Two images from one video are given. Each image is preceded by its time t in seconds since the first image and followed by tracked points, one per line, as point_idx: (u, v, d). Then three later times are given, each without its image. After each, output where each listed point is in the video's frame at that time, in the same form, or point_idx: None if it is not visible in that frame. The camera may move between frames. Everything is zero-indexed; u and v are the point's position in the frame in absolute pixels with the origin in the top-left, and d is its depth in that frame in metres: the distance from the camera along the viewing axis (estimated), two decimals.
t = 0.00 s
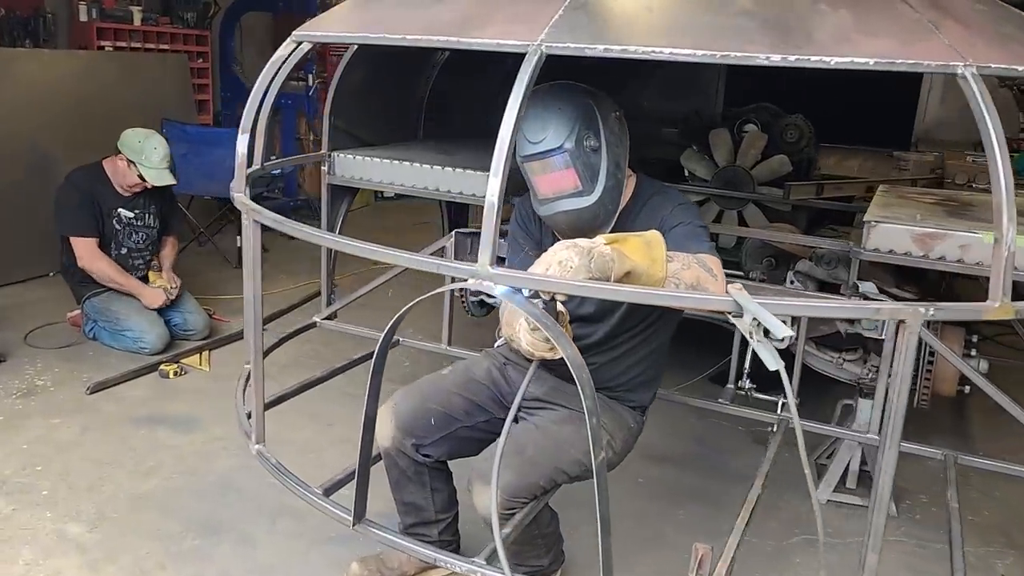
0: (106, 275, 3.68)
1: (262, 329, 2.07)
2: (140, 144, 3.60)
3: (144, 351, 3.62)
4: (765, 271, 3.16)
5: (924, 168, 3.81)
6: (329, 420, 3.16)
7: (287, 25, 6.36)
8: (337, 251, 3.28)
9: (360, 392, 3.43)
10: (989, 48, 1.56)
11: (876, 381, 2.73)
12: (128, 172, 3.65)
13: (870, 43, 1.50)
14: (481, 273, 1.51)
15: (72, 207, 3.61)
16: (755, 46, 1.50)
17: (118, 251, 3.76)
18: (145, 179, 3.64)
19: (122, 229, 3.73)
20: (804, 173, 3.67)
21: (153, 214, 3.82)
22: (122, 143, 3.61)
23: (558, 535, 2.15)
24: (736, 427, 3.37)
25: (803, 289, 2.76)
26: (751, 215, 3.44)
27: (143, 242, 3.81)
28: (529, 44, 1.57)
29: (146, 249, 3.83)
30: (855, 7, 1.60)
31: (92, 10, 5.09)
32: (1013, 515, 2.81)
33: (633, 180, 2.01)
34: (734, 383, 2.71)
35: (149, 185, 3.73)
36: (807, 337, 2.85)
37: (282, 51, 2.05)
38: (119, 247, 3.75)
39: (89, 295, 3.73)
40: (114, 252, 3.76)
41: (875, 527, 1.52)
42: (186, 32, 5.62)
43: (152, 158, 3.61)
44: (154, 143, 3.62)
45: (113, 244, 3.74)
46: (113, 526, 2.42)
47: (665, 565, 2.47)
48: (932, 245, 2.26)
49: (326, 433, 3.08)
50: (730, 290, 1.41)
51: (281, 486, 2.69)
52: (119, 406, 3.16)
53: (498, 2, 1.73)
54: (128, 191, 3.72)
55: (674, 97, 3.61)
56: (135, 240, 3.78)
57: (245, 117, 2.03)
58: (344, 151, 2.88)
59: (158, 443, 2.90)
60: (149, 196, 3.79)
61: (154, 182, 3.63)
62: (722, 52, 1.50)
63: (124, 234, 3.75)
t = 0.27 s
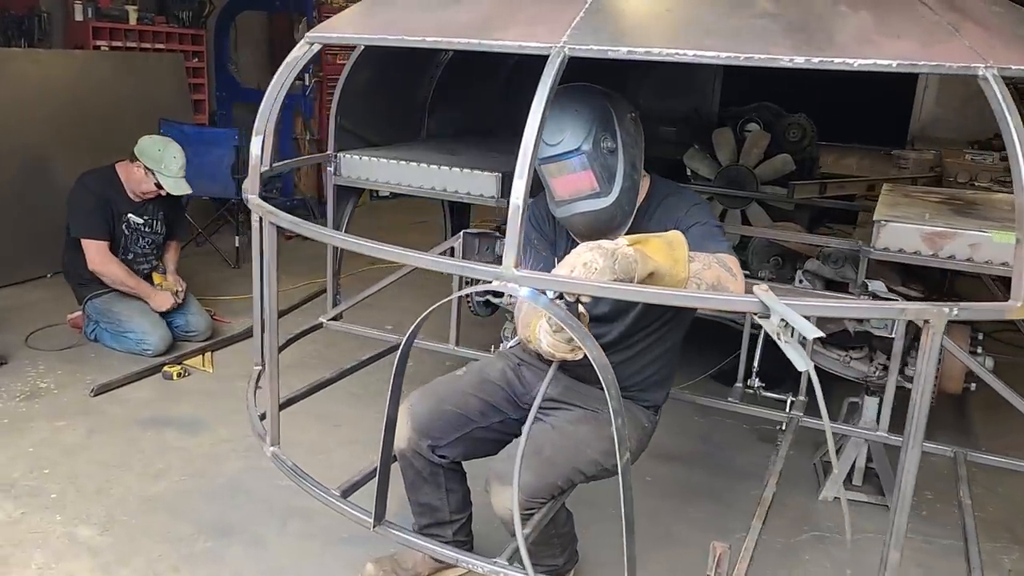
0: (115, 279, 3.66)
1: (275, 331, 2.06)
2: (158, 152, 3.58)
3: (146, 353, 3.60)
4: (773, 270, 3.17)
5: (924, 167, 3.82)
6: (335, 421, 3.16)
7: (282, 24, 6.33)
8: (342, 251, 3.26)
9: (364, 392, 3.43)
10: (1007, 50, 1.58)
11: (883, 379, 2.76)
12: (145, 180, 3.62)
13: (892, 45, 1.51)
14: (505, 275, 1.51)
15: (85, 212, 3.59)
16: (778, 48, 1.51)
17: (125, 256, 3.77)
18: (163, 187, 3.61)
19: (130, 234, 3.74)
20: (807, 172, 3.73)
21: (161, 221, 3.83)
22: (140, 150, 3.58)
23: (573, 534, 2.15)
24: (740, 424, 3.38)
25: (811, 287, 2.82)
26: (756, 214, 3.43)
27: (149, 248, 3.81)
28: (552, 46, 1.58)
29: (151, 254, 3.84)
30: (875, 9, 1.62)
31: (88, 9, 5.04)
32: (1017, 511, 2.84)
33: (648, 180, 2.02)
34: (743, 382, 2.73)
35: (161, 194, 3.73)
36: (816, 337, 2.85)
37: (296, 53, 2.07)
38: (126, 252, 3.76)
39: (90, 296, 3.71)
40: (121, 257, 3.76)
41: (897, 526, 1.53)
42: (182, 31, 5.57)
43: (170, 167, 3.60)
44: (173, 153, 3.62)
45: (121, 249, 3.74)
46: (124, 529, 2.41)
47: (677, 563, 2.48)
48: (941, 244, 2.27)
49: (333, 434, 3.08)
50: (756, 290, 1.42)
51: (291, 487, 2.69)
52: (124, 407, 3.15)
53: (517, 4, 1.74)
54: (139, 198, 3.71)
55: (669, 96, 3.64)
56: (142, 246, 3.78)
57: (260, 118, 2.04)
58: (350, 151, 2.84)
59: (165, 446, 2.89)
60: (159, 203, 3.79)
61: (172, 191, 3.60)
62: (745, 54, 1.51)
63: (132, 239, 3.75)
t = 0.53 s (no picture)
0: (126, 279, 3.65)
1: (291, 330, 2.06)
2: (175, 162, 3.60)
3: (151, 353, 3.61)
4: (779, 269, 3.21)
5: (923, 165, 3.81)
6: (343, 420, 3.17)
7: (280, 24, 6.42)
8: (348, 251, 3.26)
9: (371, 392, 3.44)
10: (1020, 50, 1.60)
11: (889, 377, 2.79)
12: (160, 188, 3.64)
13: (907, 45, 1.54)
14: (527, 273, 1.52)
15: (100, 212, 3.59)
16: (796, 48, 1.53)
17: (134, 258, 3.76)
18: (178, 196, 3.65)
19: (140, 237, 3.73)
20: (810, 171, 3.76)
21: (170, 225, 3.83)
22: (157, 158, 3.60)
23: (586, 531, 2.18)
24: (745, 422, 3.40)
25: (817, 285, 2.85)
26: (759, 212, 3.47)
27: (157, 250, 3.81)
28: (571, 47, 1.59)
29: (159, 256, 3.85)
30: (889, 10, 1.65)
31: (87, 9, 5.01)
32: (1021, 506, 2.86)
33: (661, 178, 2.04)
34: (750, 379, 2.76)
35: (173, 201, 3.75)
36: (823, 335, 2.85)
37: (311, 54, 2.08)
38: (135, 254, 3.75)
39: (94, 296, 3.71)
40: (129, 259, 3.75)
41: (913, 521, 1.54)
42: (180, 31, 5.54)
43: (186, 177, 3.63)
44: (189, 163, 3.65)
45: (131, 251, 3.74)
46: (136, 529, 2.42)
47: (687, 560, 2.50)
48: (947, 242, 2.29)
49: (341, 434, 3.09)
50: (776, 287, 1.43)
51: (301, 487, 2.69)
52: (131, 408, 3.15)
53: (534, 5, 1.76)
54: (151, 202, 3.73)
55: (668, 94, 3.66)
56: (151, 248, 3.78)
57: (275, 119, 2.05)
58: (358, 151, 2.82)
59: (173, 446, 2.89)
60: (169, 209, 3.81)
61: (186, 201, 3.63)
62: (764, 55, 1.52)
63: (141, 242, 3.74)
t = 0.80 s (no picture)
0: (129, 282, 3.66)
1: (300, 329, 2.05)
2: (184, 161, 3.59)
3: (154, 354, 3.61)
4: (782, 267, 3.25)
5: (921, 165, 3.81)
6: (347, 420, 3.18)
7: (279, 24, 6.46)
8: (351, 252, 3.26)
9: (375, 391, 3.45)
10: None
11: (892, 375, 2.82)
12: (168, 189, 3.63)
13: (916, 45, 1.55)
14: (541, 270, 1.53)
15: (106, 214, 3.59)
16: (807, 48, 1.55)
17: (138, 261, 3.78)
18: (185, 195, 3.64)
19: (146, 238, 3.73)
20: (810, 171, 3.79)
21: (175, 226, 3.83)
22: (166, 158, 3.58)
23: (594, 529, 2.20)
24: (747, 420, 3.42)
25: (821, 284, 2.86)
26: (761, 212, 3.48)
27: (161, 252, 3.82)
28: (583, 46, 1.61)
29: (162, 257, 3.85)
30: (897, 10, 1.67)
31: (86, 10, 4.97)
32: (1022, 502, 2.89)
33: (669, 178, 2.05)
34: (754, 378, 2.77)
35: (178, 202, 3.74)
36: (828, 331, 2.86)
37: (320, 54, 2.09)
38: (140, 256, 3.76)
39: (96, 298, 3.71)
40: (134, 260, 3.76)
41: (922, 517, 1.53)
42: (179, 32, 5.51)
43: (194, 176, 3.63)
44: (196, 162, 3.64)
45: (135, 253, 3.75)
46: (144, 529, 2.42)
47: (693, 557, 2.52)
48: (950, 240, 2.28)
49: (346, 433, 3.10)
50: (788, 284, 1.45)
51: (308, 486, 2.70)
52: (135, 408, 3.15)
53: (545, 6, 1.77)
54: (156, 204, 3.71)
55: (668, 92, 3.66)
56: (155, 250, 3.79)
57: (284, 120, 2.06)
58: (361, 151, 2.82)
59: (179, 446, 2.90)
60: (174, 210, 3.80)
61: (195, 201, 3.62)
62: (775, 54, 1.54)
63: (146, 244, 3.75)
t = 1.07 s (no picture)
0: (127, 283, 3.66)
1: (306, 329, 2.05)
2: (180, 158, 3.59)
3: (155, 355, 3.61)
4: (783, 267, 3.27)
5: (920, 165, 3.81)
6: (349, 420, 3.19)
7: (277, 25, 6.47)
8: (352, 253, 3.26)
9: (376, 392, 3.45)
10: None
11: (892, 374, 2.83)
12: (165, 186, 3.63)
13: (919, 47, 1.57)
14: (548, 270, 1.52)
15: (99, 218, 3.58)
16: (811, 49, 1.56)
17: (137, 261, 3.78)
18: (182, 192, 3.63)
19: (143, 239, 3.74)
20: (809, 171, 3.80)
21: (174, 225, 3.84)
22: (161, 155, 3.59)
23: (598, 527, 2.22)
24: (747, 419, 3.43)
25: (822, 284, 2.89)
26: (759, 212, 3.47)
27: (161, 253, 3.83)
28: (590, 47, 1.62)
29: (163, 259, 3.86)
30: (900, 12, 1.68)
31: (85, 11, 4.96)
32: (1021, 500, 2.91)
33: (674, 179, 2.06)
34: (755, 377, 2.78)
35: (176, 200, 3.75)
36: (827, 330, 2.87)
37: (324, 54, 2.09)
38: (138, 257, 3.77)
39: (97, 299, 3.71)
40: (133, 261, 3.77)
41: (925, 514, 1.54)
42: (177, 33, 5.52)
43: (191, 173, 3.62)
44: (193, 159, 3.64)
45: (132, 254, 3.75)
46: (148, 529, 2.43)
47: (695, 556, 2.53)
48: (950, 240, 2.29)
49: (348, 433, 3.10)
50: (794, 283, 1.46)
51: (311, 485, 2.71)
52: (137, 409, 3.15)
53: (551, 7, 1.79)
54: (154, 203, 3.73)
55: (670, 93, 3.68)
56: (153, 251, 3.79)
57: (289, 121, 2.06)
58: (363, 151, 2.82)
59: (181, 446, 2.90)
60: (172, 209, 3.81)
61: (191, 196, 3.62)
62: (780, 55, 1.55)
63: (143, 245, 3.76)
